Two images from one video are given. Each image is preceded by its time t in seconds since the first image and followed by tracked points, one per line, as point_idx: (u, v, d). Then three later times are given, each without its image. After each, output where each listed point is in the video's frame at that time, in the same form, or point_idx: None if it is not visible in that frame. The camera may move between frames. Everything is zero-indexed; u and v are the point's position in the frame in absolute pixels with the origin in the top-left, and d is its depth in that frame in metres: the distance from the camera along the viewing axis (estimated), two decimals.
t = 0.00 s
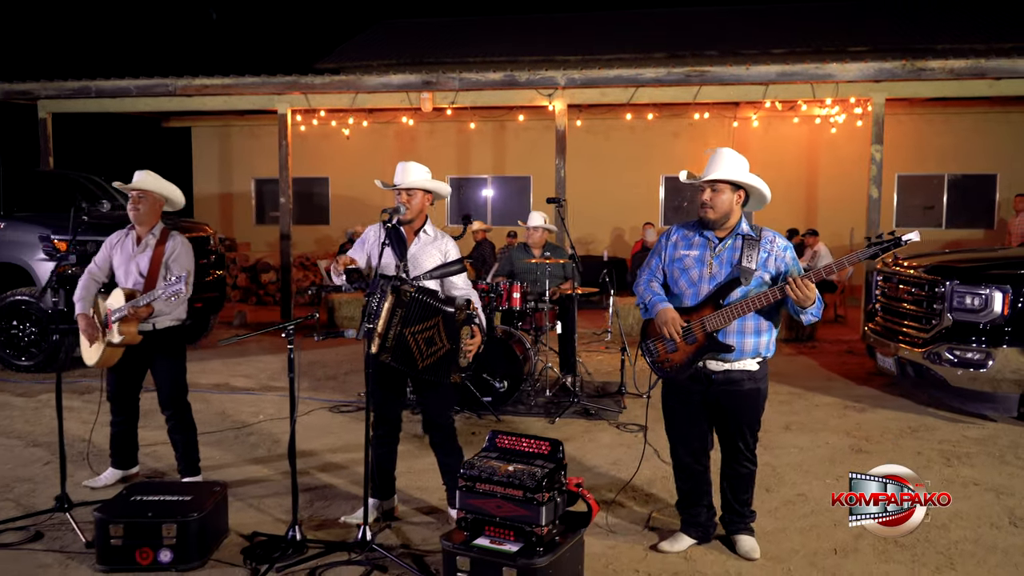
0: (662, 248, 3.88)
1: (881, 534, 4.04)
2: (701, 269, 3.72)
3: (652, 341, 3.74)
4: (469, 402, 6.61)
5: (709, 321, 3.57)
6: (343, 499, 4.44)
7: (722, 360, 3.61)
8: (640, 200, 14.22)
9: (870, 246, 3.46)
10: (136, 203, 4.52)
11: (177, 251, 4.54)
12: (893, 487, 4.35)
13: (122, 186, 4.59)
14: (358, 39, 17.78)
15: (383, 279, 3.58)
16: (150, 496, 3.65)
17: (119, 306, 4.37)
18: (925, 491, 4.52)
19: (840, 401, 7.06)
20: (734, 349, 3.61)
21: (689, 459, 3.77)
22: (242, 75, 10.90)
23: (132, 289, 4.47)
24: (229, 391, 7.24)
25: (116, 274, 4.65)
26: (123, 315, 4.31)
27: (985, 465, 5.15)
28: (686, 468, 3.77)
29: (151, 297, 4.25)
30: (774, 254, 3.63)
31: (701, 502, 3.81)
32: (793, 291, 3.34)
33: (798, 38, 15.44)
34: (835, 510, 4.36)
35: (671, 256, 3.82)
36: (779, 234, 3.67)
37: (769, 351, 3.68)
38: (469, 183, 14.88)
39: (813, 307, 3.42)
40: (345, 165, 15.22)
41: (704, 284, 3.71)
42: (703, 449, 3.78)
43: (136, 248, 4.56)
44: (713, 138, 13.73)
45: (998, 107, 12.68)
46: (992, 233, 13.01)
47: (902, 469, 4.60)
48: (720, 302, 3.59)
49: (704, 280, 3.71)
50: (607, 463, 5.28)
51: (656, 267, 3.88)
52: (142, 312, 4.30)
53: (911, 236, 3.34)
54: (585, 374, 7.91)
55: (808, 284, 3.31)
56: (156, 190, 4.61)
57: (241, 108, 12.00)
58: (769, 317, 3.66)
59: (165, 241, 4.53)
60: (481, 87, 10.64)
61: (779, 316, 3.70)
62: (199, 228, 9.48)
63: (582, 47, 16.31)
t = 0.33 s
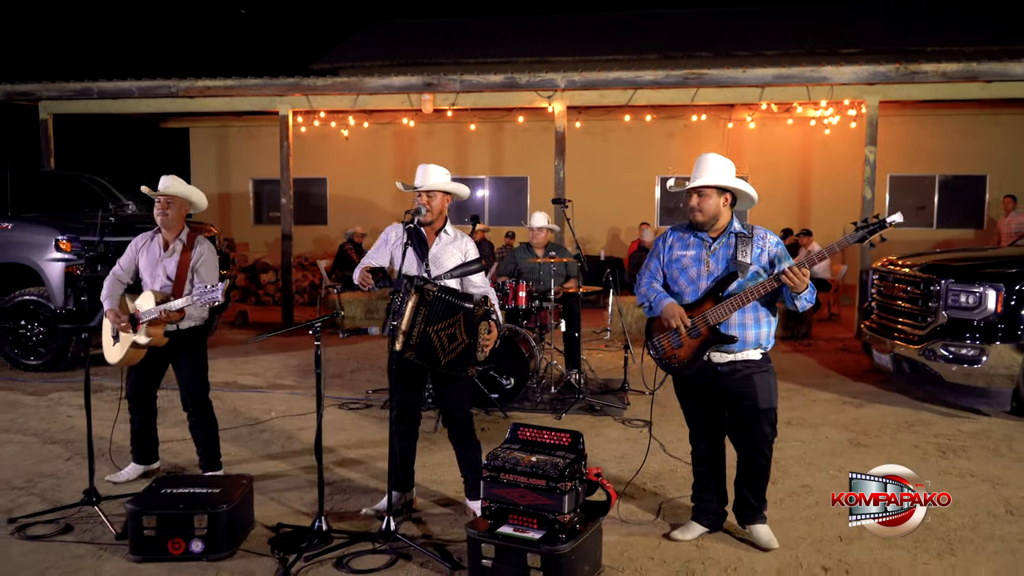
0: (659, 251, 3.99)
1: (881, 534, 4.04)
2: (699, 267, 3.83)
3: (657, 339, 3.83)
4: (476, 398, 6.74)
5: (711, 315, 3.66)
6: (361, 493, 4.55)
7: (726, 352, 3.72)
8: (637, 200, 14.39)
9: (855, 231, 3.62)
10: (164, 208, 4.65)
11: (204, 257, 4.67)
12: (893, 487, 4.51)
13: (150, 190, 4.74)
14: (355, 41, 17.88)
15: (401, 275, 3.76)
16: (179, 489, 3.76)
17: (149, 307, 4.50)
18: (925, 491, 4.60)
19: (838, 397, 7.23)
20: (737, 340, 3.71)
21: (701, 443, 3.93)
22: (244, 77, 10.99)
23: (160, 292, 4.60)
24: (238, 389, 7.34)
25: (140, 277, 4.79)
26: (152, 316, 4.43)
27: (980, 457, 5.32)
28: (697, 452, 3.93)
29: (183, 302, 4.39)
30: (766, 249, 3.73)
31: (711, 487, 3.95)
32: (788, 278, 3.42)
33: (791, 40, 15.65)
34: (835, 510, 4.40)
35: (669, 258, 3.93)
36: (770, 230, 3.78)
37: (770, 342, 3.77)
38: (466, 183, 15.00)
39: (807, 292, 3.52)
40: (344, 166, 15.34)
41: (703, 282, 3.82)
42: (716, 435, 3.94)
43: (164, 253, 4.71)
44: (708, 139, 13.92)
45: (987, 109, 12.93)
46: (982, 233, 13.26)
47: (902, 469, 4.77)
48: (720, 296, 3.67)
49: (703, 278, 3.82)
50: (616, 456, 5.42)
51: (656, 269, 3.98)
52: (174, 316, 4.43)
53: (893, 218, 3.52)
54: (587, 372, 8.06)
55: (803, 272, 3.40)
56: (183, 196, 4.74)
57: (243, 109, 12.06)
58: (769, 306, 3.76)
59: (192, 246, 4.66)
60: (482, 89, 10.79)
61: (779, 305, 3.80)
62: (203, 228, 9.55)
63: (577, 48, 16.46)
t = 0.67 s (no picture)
0: (654, 253, 4.16)
1: (882, 534, 4.05)
2: (690, 267, 3.98)
3: (651, 336, 3.98)
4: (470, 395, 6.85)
5: (700, 311, 3.81)
6: (364, 487, 4.65)
7: (718, 347, 3.87)
8: (621, 201, 14.58)
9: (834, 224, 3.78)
10: (157, 206, 4.58)
11: (198, 251, 4.58)
12: (894, 488, 4.49)
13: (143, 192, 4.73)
14: (339, 41, 17.91)
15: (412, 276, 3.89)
16: (191, 483, 3.85)
17: (147, 303, 4.46)
18: (926, 491, 4.59)
19: (822, 393, 7.43)
20: (728, 335, 3.86)
21: (698, 435, 4.08)
22: (233, 78, 11.03)
23: (157, 288, 4.52)
24: (233, 388, 7.40)
25: (137, 276, 4.70)
26: (152, 312, 4.41)
27: (960, 450, 5.52)
28: (693, 445, 4.08)
29: (182, 294, 4.34)
30: (755, 245, 3.85)
31: (707, 477, 4.10)
32: (771, 272, 3.56)
33: (770, 43, 15.91)
34: (835, 510, 4.38)
35: (663, 259, 4.09)
36: (757, 228, 3.90)
37: (762, 337, 3.91)
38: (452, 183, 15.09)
39: (794, 286, 3.64)
40: (330, 167, 15.39)
41: (694, 280, 3.97)
42: (711, 428, 4.10)
43: (157, 249, 4.61)
44: (691, 141, 14.17)
45: (962, 112, 13.28)
46: (957, 233, 13.60)
47: (903, 469, 4.77)
48: (709, 293, 3.82)
49: (694, 276, 3.97)
50: (610, 450, 5.57)
51: (650, 270, 4.15)
52: (171, 308, 4.42)
53: (869, 210, 3.68)
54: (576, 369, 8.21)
55: (785, 267, 3.53)
56: (175, 194, 4.68)
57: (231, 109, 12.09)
58: (758, 303, 3.90)
59: (186, 241, 4.57)
60: (470, 91, 10.91)
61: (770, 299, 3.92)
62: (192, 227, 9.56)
63: (561, 49, 16.61)
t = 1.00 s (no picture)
0: (667, 250, 4.31)
1: (882, 534, 4.07)
2: (698, 265, 4.11)
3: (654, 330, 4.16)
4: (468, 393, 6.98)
5: (699, 309, 3.96)
6: (372, 482, 4.77)
7: (719, 345, 4.03)
8: (610, 201, 14.76)
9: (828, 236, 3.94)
10: (161, 210, 4.57)
11: (203, 252, 4.61)
12: (893, 488, 4.52)
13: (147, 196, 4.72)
14: (328, 41, 17.98)
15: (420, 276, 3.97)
16: (207, 477, 3.96)
17: (155, 303, 4.45)
18: (926, 491, 4.62)
19: (811, 389, 7.62)
20: (727, 335, 4.00)
21: (697, 432, 4.22)
22: (227, 79, 11.08)
23: (164, 289, 4.54)
24: (233, 387, 7.48)
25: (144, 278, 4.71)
26: (160, 311, 4.40)
27: (945, 442, 5.73)
28: (692, 442, 4.24)
29: (189, 294, 4.31)
30: (762, 248, 3.94)
31: (706, 472, 4.27)
32: (767, 278, 3.68)
33: (756, 44, 16.15)
34: (836, 510, 4.40)
35: (674, 257, 4.24)
36: (768, 231, 3.98)
37: (763, 338, 4.03)
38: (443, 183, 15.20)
39: (790, 292, 3.76)
40: (321, 168, 15.46)
41: (701, 279, 4.10)
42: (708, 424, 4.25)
43: (164, 252, 4.64)
44: (679, 143, 14.40)
45: (944, 114, 13.56)
46: (939, 233, 13.90)
47: (903, 469, 4.82)
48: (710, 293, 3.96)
49: (701, 275, 4.10)
50: (608, 445, 5.72)
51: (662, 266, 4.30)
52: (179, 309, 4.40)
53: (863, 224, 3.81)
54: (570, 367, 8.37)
55: (780, 273, 3.65)
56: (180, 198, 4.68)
57: (224, 111, 12.13)
58: (760, 309, 4.01)
59: (191, 243, 4.59)
60: (463, 92, 11.03)
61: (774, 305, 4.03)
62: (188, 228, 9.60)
63: (549, 50, 16.75)
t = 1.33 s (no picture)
0: (683, 248, 4.45)
1: (884, 534, 4.08)
2: (712, 267, 4.26)
3: (665, 327, 4.33)
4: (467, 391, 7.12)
5: (709, 311, 4.13)
6: (381, 477, 4.90)
7: (725, 344, 4.18)
8: (601, 202, 14.93)
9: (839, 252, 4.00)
10: (183, 212, 4.70)
11: (221, 255, 4.72)
12: (893, 487, 4.58)
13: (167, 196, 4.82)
14: (319, 42, 18.05)
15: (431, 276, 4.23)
16: (225, 472, 4.09)
17: (172, 304, 4.55)
18: (926, 491, 4.65)
19: (802, 386, 7.83)
20: (733, 335, 4.15)
21: (697, 427, 4.36)
22: (224, 81, 11.16)
23: (183, 291, 4.63)
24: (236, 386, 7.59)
25: (162, 278, 4.80)
26: (177, 313, 4.50)
27: (932, 436, 5.94)
28: (692, 436, 4.37)
29: (206, 297, 4.45)
30: (774, 257, 4.10)
31: (706, 465, 4.42)
32: (776, 289, 3.83)
33: (744, 46, 16.36)
34: (836, 509, 4.45)
35: (689, 256, 4.38)
36: (782, 239, 4.14)
37: (768, 339, 4.19)
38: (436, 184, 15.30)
39: (802, 301, 3.90)
40: (314, 169, 15.54)
41: (713, 280, 4.25)
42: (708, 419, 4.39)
43: (182, 253, 4.74)
44: (669, 145, 14.60)
45: (928, 117, 13.84)
46: (923, 233, 14.19)
47: (903, 470, 4.86)
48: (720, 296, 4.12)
49: (713, 276, 4.25)
50: (608, 440, 5.89)
51: (677, 263, 4.45)
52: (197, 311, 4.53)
53: (871, 246, 3.88)
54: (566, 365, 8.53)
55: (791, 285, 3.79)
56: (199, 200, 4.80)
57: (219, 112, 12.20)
58: (763, 314, 4.16)
59: (210, 245, 4.71)
60: (459, 95, 11.16)
61: (780, 311, 4.19)
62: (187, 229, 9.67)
63: (540, 52, 16.90)
